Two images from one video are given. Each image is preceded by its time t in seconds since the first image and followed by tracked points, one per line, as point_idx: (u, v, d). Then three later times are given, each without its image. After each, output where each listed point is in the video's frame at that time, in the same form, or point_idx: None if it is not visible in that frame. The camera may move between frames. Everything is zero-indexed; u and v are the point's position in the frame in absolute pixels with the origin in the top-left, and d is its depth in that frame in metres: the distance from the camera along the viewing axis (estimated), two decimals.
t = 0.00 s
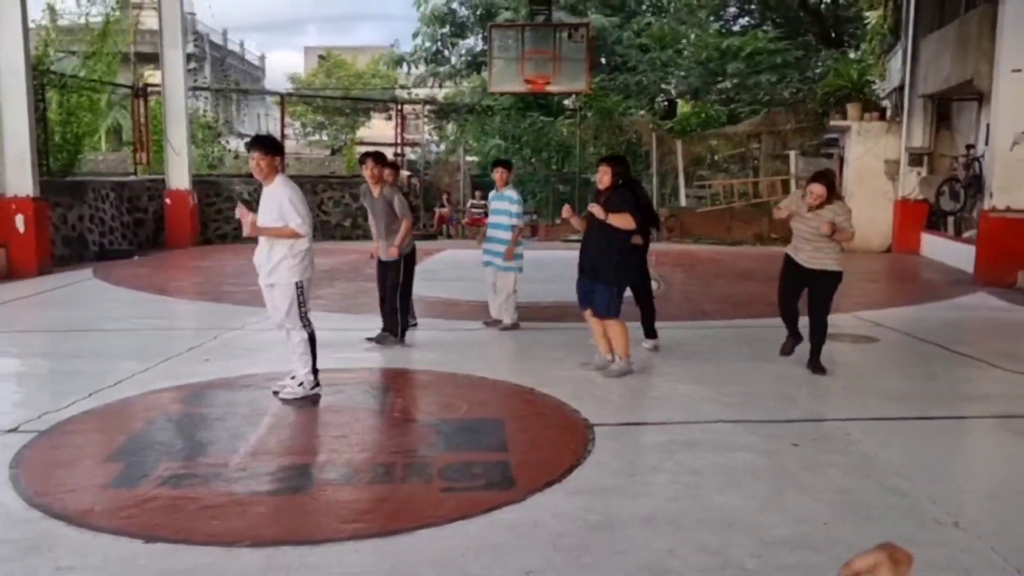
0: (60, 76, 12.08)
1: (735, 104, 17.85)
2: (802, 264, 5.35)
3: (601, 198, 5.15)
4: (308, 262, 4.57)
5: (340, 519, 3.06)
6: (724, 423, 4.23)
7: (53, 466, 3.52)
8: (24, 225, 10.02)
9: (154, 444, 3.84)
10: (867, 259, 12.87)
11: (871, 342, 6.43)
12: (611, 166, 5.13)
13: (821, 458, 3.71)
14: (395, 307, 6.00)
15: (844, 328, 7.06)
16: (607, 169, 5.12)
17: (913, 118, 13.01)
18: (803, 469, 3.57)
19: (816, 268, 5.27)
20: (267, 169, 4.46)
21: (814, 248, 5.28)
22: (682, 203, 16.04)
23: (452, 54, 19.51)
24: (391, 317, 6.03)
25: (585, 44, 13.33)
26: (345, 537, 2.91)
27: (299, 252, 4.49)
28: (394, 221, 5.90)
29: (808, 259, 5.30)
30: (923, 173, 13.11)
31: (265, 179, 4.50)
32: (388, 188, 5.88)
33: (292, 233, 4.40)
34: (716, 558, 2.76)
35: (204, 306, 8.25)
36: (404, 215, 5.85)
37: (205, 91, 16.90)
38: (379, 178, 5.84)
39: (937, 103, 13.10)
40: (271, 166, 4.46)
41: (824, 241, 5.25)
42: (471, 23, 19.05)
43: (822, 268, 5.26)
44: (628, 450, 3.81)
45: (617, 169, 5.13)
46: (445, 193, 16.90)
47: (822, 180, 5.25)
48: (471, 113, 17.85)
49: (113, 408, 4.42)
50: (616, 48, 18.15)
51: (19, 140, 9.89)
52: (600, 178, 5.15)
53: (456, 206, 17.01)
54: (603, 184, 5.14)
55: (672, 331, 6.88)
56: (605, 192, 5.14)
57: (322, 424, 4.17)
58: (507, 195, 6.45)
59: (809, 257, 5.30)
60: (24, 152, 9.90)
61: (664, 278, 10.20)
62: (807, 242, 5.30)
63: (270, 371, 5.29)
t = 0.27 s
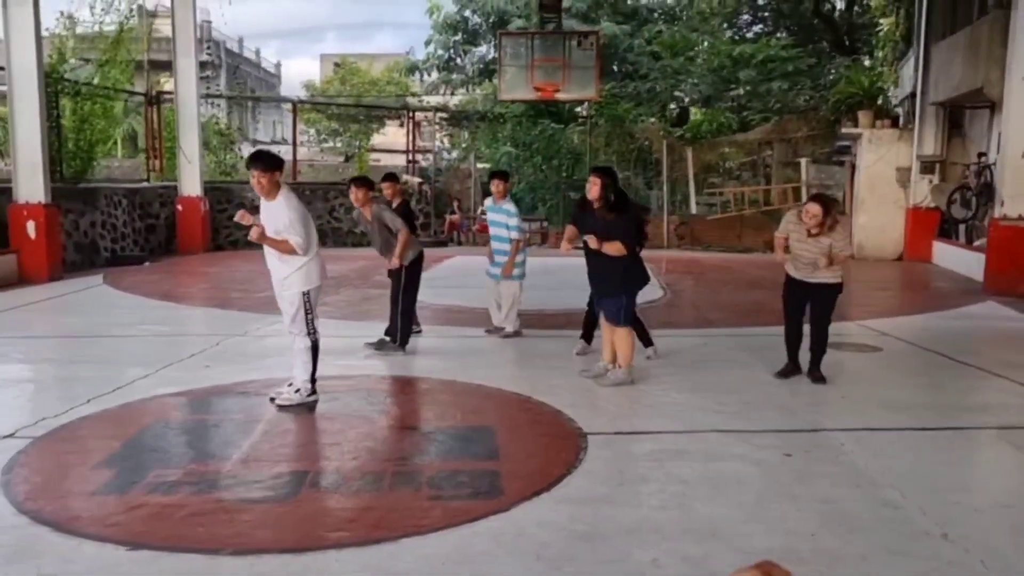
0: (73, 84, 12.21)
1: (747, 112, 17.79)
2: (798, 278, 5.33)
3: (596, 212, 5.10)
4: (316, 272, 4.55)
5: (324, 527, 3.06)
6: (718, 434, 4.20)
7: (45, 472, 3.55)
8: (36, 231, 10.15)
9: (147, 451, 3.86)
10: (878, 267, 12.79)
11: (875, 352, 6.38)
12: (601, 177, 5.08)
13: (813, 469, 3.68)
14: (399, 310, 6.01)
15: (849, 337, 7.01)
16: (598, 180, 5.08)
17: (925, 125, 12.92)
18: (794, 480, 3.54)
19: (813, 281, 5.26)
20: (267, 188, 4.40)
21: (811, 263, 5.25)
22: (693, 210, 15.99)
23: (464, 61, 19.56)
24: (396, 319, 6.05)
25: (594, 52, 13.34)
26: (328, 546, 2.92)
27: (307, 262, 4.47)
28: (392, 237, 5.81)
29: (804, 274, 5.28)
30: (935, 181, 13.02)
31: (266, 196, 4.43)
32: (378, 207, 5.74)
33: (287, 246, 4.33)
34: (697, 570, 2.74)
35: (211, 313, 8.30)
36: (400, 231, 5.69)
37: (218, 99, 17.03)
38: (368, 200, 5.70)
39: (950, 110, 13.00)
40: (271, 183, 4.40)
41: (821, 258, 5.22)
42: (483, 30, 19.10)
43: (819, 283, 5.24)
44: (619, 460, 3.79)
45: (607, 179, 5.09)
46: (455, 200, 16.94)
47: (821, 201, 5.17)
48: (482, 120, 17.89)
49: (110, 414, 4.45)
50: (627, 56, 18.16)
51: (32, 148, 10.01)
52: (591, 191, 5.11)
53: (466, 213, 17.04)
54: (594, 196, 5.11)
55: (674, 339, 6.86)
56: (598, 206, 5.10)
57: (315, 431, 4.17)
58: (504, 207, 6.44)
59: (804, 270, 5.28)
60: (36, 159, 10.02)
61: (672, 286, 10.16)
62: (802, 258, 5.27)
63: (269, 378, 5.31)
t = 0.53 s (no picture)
0: (74, 87, 12.24)
1: (749, 115, 17.76)
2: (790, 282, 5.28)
3: (575, 233, 5.08)
4: (315, 276, 4.53)
5: (300, 532, 3.04)
6: (705, 438, 4.16)
7: (21, 477, 3.52)
8: (35, 234, 10.17)
9: (126, 454, 3.83)
10: (880, 271, 12.74)
11: (869, 356, 6.34)
12: (577, 201, 4.99)
13: (799, 473, 3.64)
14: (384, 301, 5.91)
15: (845, 340, 6.97)
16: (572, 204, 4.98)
17: (926, 128, 12.86)
18: (778, 485, 3.51)
19: (806, 286, 5.20)
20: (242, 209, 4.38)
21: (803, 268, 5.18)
22: (694, 213, 15.94)
23: (467, 65, 19.54)
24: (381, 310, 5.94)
25: (595, 55, 13.31)
26: (301, 551, 2.89)
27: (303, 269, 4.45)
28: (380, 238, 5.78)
29: (796, 278, 5.22)
30: (937, 185, 12.96)
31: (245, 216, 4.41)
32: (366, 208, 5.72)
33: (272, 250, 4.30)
34: None
35: (206, 316, 8.28)
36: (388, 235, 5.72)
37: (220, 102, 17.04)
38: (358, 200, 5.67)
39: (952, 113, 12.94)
40: (247, 203, 4.38)
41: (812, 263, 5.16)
42: (486, 34, 19.11)
43: (813, 286, 5.19)
44: (604, 465, 3.75)
45: (579, 202, 5.00)
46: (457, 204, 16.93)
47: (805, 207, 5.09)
48: (484, 123, 17.87)
49: (93, 418, 4.44)
50: (630, 59, 18.14)
51: (31, 151, 10.03)
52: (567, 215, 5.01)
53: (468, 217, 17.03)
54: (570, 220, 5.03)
55: (669, 343, 6.82)
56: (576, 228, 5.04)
57: (299, 434, 4.15)
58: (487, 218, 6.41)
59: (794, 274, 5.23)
60: (35, 162, 10.04)
61: (670, 290, 10.13)
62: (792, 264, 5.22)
63: (257, 381, 5.30)
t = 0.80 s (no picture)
0: (75, 102, 12.29)
1: (750, 129, 17.75)
2: (786, 297, 5.22)
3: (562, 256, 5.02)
4: (301, 297, 4.54)
5: (274, 551, 2.99)
6: (692, 455, 4.11)
7: None
8: (33, 248, 10.18)
9: (106, 472, 3.80)
10: (882, 285, 12.66)
11: (865, 371, 6.27)
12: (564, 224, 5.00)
13: (786, 492, 3.59)
14: (371, 320, 5.90)
15: (841, 356, 6.91)
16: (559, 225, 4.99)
17: (927, 143, 12.84)
18: (764, 503, 3.45)
19: (801, 303, 5.15)
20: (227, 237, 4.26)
21: (800, 283, 5.12)
22: (695, 227, 15.89)
23: (469, 79, 19.58)
24: (366, 330, 5.94)
25: (594, 70, 13.32)
26: (275, 570, 2.85)
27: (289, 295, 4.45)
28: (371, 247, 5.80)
29: (792, 294, 5.16)
30: (938, 199, 12.93)
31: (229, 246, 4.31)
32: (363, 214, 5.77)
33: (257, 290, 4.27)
34: None
35: (200, 331, 8.26)
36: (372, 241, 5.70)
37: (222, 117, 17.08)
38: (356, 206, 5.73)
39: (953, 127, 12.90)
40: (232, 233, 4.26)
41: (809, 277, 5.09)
42: (488, 49, 19.15)
43: (807, 302, 5.13)
44: (588, 483, 3.70)
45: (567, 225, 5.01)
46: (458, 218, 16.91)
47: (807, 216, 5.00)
48: (486, 137, 17.88)
49: (76, 434, 4.40)
50: (631, 74, 18.14)
51: (29, 165, 10.05)
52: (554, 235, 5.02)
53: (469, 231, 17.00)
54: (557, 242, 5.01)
55: (664, 358, 6.77)
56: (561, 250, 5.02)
57: (282, 451, 4.11)
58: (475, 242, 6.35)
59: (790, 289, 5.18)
60: (33, 176, 10.06)
61: (668, 304, 10.08)
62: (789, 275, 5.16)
63: (244, 396, 5.26)
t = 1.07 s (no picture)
0: (78, 112, 12.35)
1: (752, 138, 17.74)
2: (777, 304, 5.16)
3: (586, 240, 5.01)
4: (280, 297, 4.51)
5: (253, 563, 2.97)
6: (682, 466, 4.08)
7: None
8: (34, 258, 10.22)
9: (91, 482, 3.78)
10: (885, 294, 12.59)
11: (862, 381, 6.23)
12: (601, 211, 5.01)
13: (774, 503, 3.55)
14: (351, 332, 5.89)
15: (839, 365, 6.86)
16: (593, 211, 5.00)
17: (930, 152, 12.83)
18: (751, 515, 3.42)
19: (790, 309, 5.09)
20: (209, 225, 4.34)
21: (789, 286, 5.09)
22: (698, 236, 15.86)
23: (472, 89, 19.63)
24: (348, 341, 5.93)
25: (595, 80, 13.33)
26: None
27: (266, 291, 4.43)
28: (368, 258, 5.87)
29: (784, 297, 5.11)
30: (941, 209, 12.90)
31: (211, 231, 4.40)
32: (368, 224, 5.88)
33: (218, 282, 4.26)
34: None
35: (199, 340, 8.26)
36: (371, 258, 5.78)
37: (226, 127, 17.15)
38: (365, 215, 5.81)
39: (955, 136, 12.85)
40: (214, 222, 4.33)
41: (802, 274, 5.04)
42: (491, 58, 19.18)
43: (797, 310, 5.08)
44: (575, 494, 3.67)
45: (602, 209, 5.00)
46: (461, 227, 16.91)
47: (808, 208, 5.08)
48: (489, 147, 17.89)
49: (66, 444, 4.39)
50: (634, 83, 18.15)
51: (31, 175, 10.10)
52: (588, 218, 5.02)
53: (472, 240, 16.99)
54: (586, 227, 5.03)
55: (660, 367, 6.73)
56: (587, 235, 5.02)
57: (269, 461, 4.09)
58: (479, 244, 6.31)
59: (781, 294, 5.12)
60: (35, 186, 10.11)
61: (668, 313, 10.04)
62: (782, 271, 5.11)
63: (236, 406, 5.25)
